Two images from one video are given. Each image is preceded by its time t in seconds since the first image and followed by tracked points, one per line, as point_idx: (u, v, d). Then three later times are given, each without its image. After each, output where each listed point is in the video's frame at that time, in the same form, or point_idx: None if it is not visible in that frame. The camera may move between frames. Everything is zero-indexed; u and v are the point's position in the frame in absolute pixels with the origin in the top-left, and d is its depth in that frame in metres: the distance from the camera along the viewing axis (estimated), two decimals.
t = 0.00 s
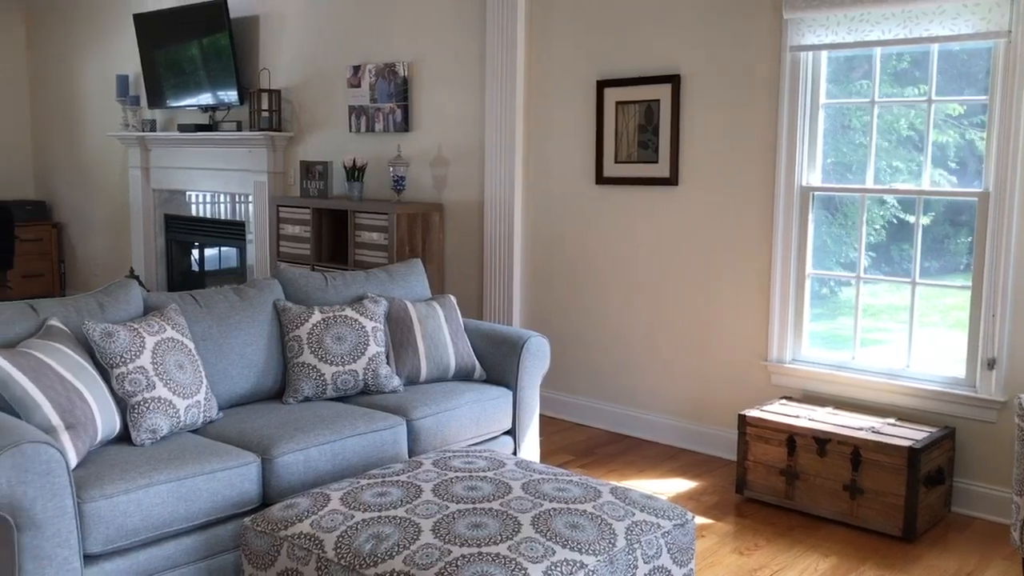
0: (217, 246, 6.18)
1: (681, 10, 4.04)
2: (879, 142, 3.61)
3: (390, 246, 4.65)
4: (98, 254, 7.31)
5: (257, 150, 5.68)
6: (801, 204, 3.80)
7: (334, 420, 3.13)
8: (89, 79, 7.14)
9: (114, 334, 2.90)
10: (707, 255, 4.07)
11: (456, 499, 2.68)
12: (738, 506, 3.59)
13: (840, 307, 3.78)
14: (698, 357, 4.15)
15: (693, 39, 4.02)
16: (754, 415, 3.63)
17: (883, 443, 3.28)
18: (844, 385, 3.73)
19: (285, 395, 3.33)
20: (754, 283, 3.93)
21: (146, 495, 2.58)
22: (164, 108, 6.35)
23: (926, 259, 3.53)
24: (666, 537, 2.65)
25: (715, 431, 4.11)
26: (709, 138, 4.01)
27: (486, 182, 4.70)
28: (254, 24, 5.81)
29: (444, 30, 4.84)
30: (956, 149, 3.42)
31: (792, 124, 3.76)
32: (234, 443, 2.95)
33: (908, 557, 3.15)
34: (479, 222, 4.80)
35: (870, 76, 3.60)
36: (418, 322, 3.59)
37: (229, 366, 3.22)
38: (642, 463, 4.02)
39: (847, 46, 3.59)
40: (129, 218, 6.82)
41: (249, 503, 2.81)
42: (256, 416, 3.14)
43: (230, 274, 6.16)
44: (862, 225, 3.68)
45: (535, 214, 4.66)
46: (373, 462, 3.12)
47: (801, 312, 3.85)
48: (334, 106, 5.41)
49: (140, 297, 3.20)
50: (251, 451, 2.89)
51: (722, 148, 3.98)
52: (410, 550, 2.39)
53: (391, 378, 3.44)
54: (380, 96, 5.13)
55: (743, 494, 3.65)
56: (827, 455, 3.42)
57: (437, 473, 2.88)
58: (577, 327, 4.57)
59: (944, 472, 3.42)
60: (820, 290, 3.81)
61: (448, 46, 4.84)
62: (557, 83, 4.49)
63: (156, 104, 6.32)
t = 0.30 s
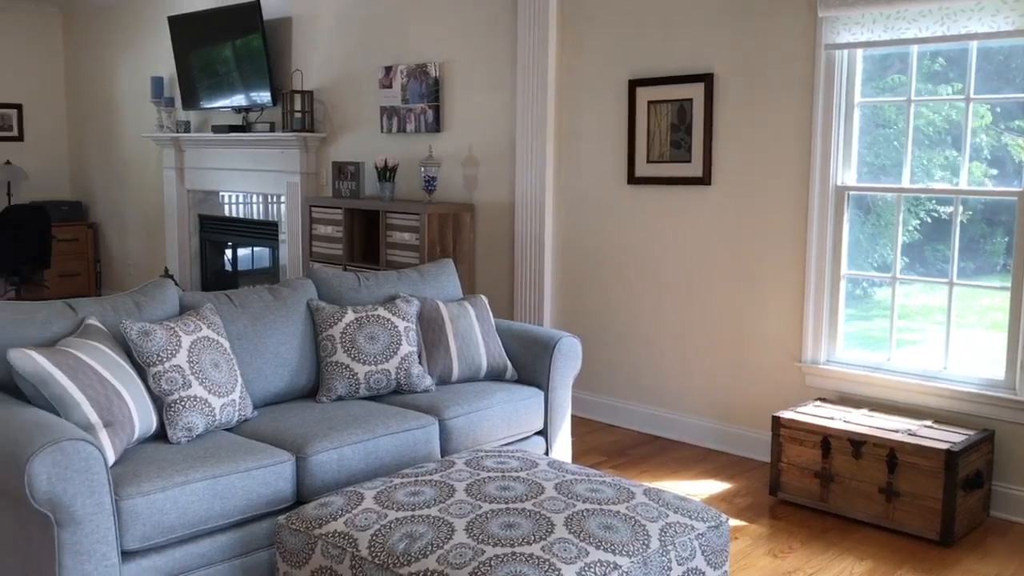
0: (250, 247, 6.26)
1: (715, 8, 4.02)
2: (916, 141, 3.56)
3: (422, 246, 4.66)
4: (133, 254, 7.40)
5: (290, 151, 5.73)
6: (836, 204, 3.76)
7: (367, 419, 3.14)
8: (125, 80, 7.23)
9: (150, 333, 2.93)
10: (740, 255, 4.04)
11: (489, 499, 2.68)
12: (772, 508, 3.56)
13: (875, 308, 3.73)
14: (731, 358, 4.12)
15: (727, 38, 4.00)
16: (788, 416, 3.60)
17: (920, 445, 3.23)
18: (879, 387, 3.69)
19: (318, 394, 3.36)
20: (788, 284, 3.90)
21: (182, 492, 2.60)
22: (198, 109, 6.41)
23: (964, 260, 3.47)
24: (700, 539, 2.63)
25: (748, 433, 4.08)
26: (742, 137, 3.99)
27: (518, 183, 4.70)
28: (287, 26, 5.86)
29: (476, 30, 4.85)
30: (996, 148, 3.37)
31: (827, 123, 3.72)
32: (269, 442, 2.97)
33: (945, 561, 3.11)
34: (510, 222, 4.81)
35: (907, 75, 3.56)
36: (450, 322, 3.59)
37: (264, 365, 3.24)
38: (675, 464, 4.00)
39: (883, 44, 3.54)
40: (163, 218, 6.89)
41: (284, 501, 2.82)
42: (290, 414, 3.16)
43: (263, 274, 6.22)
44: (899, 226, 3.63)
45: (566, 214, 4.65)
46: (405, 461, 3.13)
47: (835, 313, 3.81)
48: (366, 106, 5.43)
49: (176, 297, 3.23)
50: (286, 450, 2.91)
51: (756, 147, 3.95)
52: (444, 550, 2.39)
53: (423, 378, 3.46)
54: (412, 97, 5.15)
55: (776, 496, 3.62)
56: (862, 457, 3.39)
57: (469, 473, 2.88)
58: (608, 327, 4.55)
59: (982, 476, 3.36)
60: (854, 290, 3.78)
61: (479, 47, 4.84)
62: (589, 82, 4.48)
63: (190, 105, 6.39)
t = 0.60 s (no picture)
0: (285, 246, 6.33)
1: (752, 5, 3.98)
2: (957, 138, 3.51)
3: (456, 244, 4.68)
4: (170, 253, 7.49)
5: (325, 150, 5.77)
6: (874, 203, 3.72)
7: (402, 417, 3.15)
8: (162, 81, 7.32)
9: (189, 330, 2.96)
10: (776, 253, 4.00)
11: (524, 498, 2.68)
12: (809, 509, 3.52)
13: (914, 308, 3.69)
14: (766, 358, 4.09)
15: (764, 35, 3.96)
16: (825, 417, 3.57)
17: (960, 447, 3.19)
18: (917, 388, 3.64)
19: (353, 391, 3.38)
20: (825, 283, 3.86)
21: (220, 488, 2.62)
22: (234, 109, 6.47)
23: (1006, 259, 3.42)
24: (737, 540, 2.61)
25: (784, 433, 4.05)
26: (778, 135, 3.95)
27: (551, 182, 4.69)
28: (322, 26, 5.89)
29: (510, 29, 4.85)
30: None
31: (865, 120, 3.68)
32: (305, 439, 2.99)
33: (986, 564, 3.06)
34: (543, 221, 4.80)
35: (948, 71, 3.51)
36: (484, 321, 3.60)
37: (300, 362, 3.27)
38: (710, 464, 3.97)
39: (923, 40, 3.49)
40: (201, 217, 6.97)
41: (320, 498, 2.84)
42: (325, 412, 3.18)
43: (298, 272, 6.28)
44: (939, 224, 3.58)
45: (600, 213, 4.64)
46: (440, 459, 3.13)
47: (873, 312, 3.77)
48: (400, 106, 5.45)
49: (214, 295, 3.27)
50: (322, 447, 2.93)
51: (792, 145, 3.91)
52: (480, 548, 2.39)
53: (457, 376, 3.47)
54: (446, 96, 5.16)
55: (813, 497, 3.59)
56: (901, 459, 3.34)
57: (505, 471, 2.88)
58: (642, 326, 4.54)
59: None
60: (893, 290, 3.73)
61: (514, 45, 4.84)
62: (624, 81, 4.46)
63: (226, 105, 6.45)
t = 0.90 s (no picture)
0: (319, 244, 6.37)
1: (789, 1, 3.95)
2: (999, 136, 3.46)
3: (489, 243, 4.68)
4: (207, 251, 7.57)
5: (359, 149, 5.81)
6: (912, 201, 3.67)
7: (437, 415, 3.16)
8: (199, 81, 7.40)
9: (227, 328, 2.99)
10: (812, 252, 3.97)
11: (559, 497, 2.68)
12: (845, 511, 3.49)
13: (953, 308, 3.64)
14: (801, 358, 4.05)
15: (800, 33, 3.93)
16: (862, 418, 3.53)
17: (1001, 450, 3.14)
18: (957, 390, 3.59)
19: (388, 389, 3.40)
20: (862, 283, 3.82)
21: (258, 484, 2.64)
22: (270, 109, 6.53)
23: None
24: (773, 542, 2.59)
25: (820, 434, 4.01)
26: (815, 133, 3.91)
27: (585, 181, 4.69)
28: (356, 26, 5.93)
29: (544, 28, 4.85)
30: None
31: (904, 118, 3.63)
32: (341, 436, 3.01)
33: None
34: (576, 219, 4.80)
35: (990, 68, 3.45)
36: (518, 320, 3.60)
37: (336, 360, 3.29)
38: (744, 465, 3.95)
39: (964, 37, 3.45)
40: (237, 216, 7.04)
41: (356, 495, 2.86)
42: (361, 409, 3.20)
43: (332, 271, 6.34)
44: (980, 223, 3.53)
45: (634, 212, 4.62)
46: (474, 458, 3.14)
47: (912, 312, 3.72)
48: (434, 105, 5.47)
49: (251, 293, 3.30)
50: (357, 444, 2.95)
51: (829, 144, 3.87)
52: (515, 547, 2.39)
53: (491, 375, 3.47)
54: (479, 95, 5.17)
55: (849, 499, 3.55)
56: (940, 461, 3.30)
57: (539, 470, 2.88)
58: (676, 326, 4.52)
59: None
60: (930, 290, 3.69)
61: (547, 44, 4.84)
62: (658, 79, 4.44)
63: (262, 105, 6.51)
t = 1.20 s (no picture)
0: (351, 244, 6.41)
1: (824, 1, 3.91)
2: None
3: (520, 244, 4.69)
4: (240, 251, 7.65)
5: (391, 150, 5.84)
6: (949, 202, 3.62)
7: (468, 416, 3.17)
8: (232, 83, 7.47)
9: (262, 327, 3.01)
10: (846, 253, 3.93)
11: (591, 498, 2.67)
12: (880, 515, 3.45)
13: (991, 310, 3.59)
14: (835, 359, 4.02)
15: (835, 31, 3.89)
16: (896, 421, 3.50)
17: None
18: (994, 393, 3.54)
19: (419, 389, 3.41)
20: (898, 285, 3.78)
21: (291, 483, 2.66)
22: (303, 110, 6.58)
23: None
24: (807, 546, 2.56)
25: (854, 437, 3.97)
26: (850, 133, 3.88)
27: (616, 181, 4.67)
28: (388, 27, 5.96)
29: (575, 28, 4.84)
30: None
31: (941, 118, 3.59)
32: (373, 436, 3.02)
33: None
34: (608, 219, 4.78)
35: None
36: (549, 321, 3.61)
37: (368, 359, 3.31)
38: (777, 468, 3.92)
39: (1003, 35, 3.39)
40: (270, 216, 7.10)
41: (388, 495, 2.87)
42: (393, 409, 3.22)
43: (363, 271, 6.40)
44: (1019, 224, 3.48)
45: (666, 213, 4.61)
46: (506, 458, 3.14)
47: (948, 314, 3.67)
48: (465, 106, 5.48)
49: (285, 293, 3.32)
50: (390, 444, 2.96)
51: (864, 144, 3.83)
52: (546, 548, 2.39)
53: (522, 375, 3.47)
54: (510, 95, 5.18)
55: (884, 503, 3.52)
56: (978, 466, 3.26)
57: (571, 471, 2.88)
58: (708, 327, 4.50)
59: None
60: (966, 292, 3.64)
61: (579, 44, 4.83)
62: (690, 79, 4.43)
63: (295, 107, 6.56)
